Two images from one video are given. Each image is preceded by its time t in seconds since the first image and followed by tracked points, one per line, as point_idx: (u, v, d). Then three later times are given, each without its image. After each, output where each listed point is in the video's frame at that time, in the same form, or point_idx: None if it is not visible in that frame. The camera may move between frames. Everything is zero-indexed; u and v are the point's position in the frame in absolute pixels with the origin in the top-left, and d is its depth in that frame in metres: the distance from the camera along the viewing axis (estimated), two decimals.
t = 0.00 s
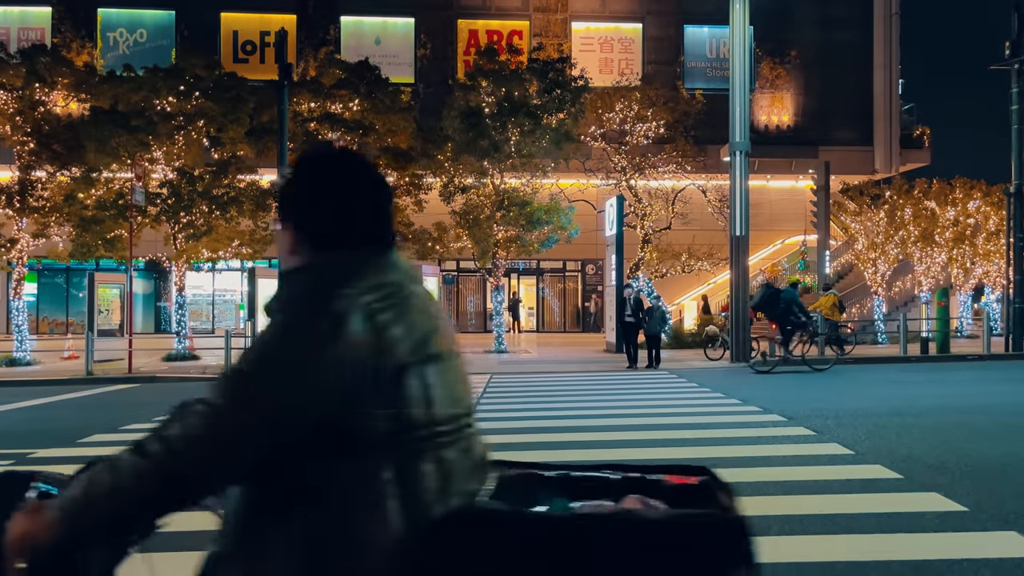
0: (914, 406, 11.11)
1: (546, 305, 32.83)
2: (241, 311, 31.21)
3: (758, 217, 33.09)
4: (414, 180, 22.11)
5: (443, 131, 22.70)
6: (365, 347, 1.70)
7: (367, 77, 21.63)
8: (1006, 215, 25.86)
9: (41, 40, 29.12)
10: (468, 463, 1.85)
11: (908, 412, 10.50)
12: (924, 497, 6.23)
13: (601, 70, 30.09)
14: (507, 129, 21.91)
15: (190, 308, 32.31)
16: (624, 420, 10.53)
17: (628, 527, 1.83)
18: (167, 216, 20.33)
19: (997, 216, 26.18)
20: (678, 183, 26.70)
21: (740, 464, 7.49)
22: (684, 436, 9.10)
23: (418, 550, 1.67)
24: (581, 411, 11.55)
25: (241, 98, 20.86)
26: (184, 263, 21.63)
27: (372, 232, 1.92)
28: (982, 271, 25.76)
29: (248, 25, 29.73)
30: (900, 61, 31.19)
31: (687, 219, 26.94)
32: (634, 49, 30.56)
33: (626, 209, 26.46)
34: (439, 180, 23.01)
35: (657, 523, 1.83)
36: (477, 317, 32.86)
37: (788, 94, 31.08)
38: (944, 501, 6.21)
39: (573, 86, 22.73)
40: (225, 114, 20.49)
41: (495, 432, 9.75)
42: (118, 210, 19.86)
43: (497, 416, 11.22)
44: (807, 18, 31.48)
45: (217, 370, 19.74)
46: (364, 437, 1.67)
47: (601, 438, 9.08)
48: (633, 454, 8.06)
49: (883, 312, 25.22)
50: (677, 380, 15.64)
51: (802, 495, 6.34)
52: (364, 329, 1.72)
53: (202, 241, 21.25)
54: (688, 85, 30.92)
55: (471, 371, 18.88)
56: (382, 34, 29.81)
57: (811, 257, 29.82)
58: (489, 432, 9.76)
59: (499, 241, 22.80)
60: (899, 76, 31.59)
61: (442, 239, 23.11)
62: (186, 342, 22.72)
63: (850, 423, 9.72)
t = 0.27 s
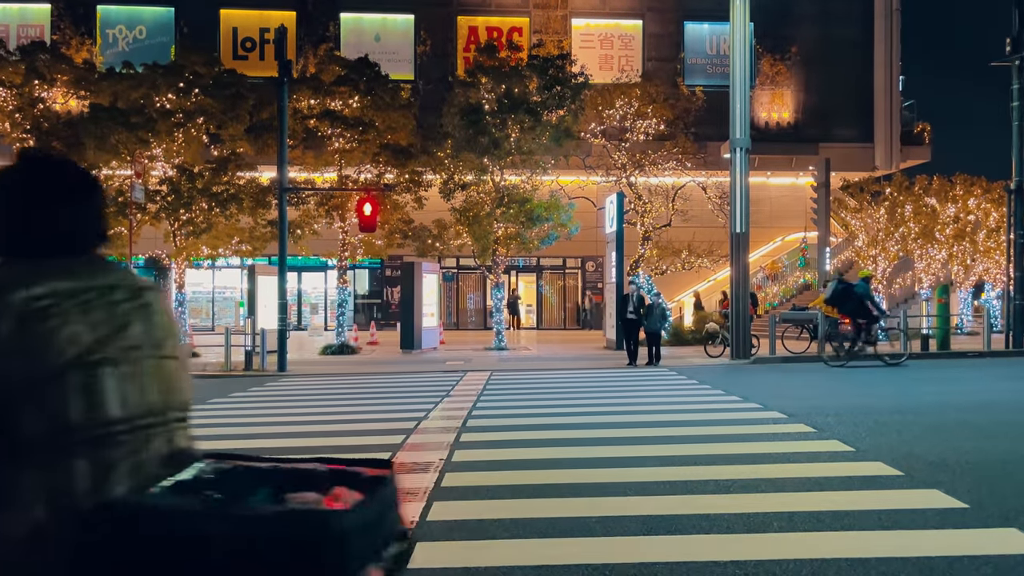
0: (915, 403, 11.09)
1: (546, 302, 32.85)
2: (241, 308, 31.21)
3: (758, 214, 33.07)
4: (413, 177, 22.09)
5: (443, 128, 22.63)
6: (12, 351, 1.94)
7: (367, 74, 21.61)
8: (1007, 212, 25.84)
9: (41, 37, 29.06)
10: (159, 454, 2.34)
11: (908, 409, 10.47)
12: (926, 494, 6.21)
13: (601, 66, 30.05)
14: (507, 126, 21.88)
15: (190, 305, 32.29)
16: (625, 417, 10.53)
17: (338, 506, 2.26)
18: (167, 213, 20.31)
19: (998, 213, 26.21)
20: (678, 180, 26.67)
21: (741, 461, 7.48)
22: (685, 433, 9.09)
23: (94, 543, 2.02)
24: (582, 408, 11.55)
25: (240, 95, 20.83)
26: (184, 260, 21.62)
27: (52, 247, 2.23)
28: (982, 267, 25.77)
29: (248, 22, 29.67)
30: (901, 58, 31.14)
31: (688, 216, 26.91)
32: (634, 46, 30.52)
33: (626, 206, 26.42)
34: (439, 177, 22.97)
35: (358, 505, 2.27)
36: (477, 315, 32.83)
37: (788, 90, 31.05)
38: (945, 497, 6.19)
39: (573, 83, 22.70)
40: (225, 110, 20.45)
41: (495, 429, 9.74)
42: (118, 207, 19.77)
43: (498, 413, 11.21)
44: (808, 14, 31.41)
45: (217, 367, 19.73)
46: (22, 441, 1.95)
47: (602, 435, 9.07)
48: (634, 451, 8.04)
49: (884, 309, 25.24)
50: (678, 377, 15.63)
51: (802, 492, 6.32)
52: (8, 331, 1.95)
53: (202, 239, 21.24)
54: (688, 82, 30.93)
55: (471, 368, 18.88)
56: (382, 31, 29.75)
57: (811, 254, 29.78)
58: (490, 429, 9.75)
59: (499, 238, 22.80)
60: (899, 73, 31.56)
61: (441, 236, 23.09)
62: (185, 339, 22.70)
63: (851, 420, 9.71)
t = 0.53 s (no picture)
0: (915, 400, 11.09)
1: (546, 299, 32.86)
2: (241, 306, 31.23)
3: (758, 211, 33.05)
4: (413, 174, 22.06)
5: (443, 125, 22.61)
6: None
7: (367, 71, 21.58)
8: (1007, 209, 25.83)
9: (40, 34, 29.06)
10: None
11: (909, 406, 10.48)
12: (925, 492, 6.22)
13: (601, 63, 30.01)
14: (507, 123, 21.84)
15: (190, 303, 32.31)
16: (625, 414, 10.54)
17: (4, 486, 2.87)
18: (167, 211, 20.32)
19: (998, 210, 26.33)
20: (678, 177, 26.65)
21: (740, 459, 7.49)
22: (685, 430, 9.11)
23: None
24: (582, 405, 11.56)
25: (240, 92, 20.82)
26: (184, 258, 21.63)
27: None
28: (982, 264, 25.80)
29: (247, 19, 29.63)
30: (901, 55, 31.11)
31: (688, 213, 26.89)
32: (634, 43, 30.49)
33: (626, 203, 26.40)
34: (439, 174, 22.95)
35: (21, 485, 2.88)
36: (477, 312, 32.82)
37: (788, 87, 31.04)
38: (944, 493, 6.21)
39: (573, 80, 22.69)
40: (224, 108, 20.42)
41: (496, 427, 9.75)
42: (118, 204, 19.78)
43: (498, 411, 11.23)
44: (808, 10, 31.36)
45: (218, 365, 19.74)
46: None
47: (602, 433, 9.08)
48: (634, 449, 8.05)
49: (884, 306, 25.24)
50: (677, 374, 15.65)
51: (802, 489, 6.34)
52: None
53: (202, 236, 21.25)
54: (688, 79, 30.90)
55: (471, 365, 18.89)
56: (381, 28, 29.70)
57: (811, 251, 29.75)
58: (490, 427, 9.76)
59: (499, 236, 22.78)
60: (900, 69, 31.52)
61: (442, 234, 23.07)
62: (185, 336, 22.71)
63: (851, 417, 9.72)
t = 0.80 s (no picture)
0: (916, 396, 11.10)
1: (546, 296, 32.88)
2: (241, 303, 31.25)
3: (758, 208, 33.06)
4: (413, 172, 22.04)
5: (443, 122, 22.57)
6: None
7: (366, 68, 21.57)
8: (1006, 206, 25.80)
9: (40, 32, 29.03)
10: None
11: (909, 403, 10.49)
12: (924, 488, 6.24)
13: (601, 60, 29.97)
14: (507, 120, 21.81)
15: (190, 300, 32.33)
16: (625, 411, 10.55)
17: None
18: (167, 209, 20.34)
19: (998, 208, 26.28)
20: (678, 174, 26.64)
21: (739, 455, 7.51)
22: (686, 427, 9.11)
23: None
24: (582, 402, 11.57)
25: (239, 90, 20.82)
26: (184, 255, 21.65)
27: None
28: (982, 261, 25.81)
29: (247, 16, 29.59)
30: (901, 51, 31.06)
31: (687, 210, 26.87)
32: (634, 40, 30.44)
33: (626, 200, 26.40)
34: (439, 172, 22.93)
35: None
36: (477, 309, 32.86)
37: (788, 84, 31.01)
38: (944, 491, 6.21)
39: (572, 77, 22.66)
40: (224, 105, 20.41)
41: (496, 424, 9.76)
42: (118, 201, 19.75)
43: (498, 408, 11.25)
44: (808, 7, 31.32)
45: (218, 362, 19.76)
46: None
47: (602, 430, 9.09)
48: (634, 446, 8.06)
49: (884, 303, 25.26)
50: (677, 371, 15.67)
51: (803, 487, 6.34)
52: None
53: (202, 234, 21.26)
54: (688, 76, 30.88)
55: (471, 362, 18.91)
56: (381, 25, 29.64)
57: (811, 248, 29.75)
58: (490, 424, 9.78)
59: (499, 233, 22.79)
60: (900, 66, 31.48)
61: (442, 231, 23.06)
62: (185, 334, 22.72)
63: (851, 414, 9.73)
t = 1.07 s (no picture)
0: (914, 393, 11.11)
1: (545, 294, 32.88)
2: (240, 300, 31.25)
3: (757, 205, 33.08)
4: (412, 169, 22.01)
5: (442, 120, 22.55)
6: None
7: (365, 65, 21.55)
8: (1006, 202, 25.81)
9: (38, 29, 29.01)
10: None
11: (907, 400, 10.49)
12: (921, 485, 6.25)
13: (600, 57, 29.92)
14: (506, 117, 21.81)
15: (189, 298, 32.34)
16: (624, 408, 10.56)
17: None
18: (166, 206, 20.34)
19: (996, 204, 25.76)
20: (677, 171, 26.63)
21: (737, 453, 7.52)
22: (684, 424, 9.12)
23: None
24: (582, 399, 11.57)
25: (238, 87, 20.80)
26: (183, 253, 21.66)
27: None
28: (981, 258, 25.84)
29: (246, 13, 29.56)
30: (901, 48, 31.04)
31: (687, 207, 26.86)
32: (633, 37, 30.40)
33: (625, 197, 26.39)
34: (438, 169, 22.91)
35: None
36: (477, 306, 32.88)
37: (788, 81, 30.99)
38: (942, 487, 6.22)
39: (572, 73, 22.63)
40: (223, 102, 20.37)
41: (494, 421, 9.77)
42: (117, 199, 19.90)
43: (498, 405, 11.25)
44: (808, 4, 31.30)
45: (217, 359, 19.77)
46: None
47: (601, 427, 9.09)
48: (633, 443, 8.07)
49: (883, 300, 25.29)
50: (676, 368, 15.68)
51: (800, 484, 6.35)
52: None
53: (201, 231, 21.28)
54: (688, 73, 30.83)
55: (471, 359, 18.92)
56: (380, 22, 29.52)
57: (810, 245, 29.76)
58: (488, 421, 9.78)
59: (498, 230, 22.78)
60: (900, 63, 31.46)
61: (441, 228, 23.06)
62: (185, 331, 22.73)
63: (849, 411, 9.74)
